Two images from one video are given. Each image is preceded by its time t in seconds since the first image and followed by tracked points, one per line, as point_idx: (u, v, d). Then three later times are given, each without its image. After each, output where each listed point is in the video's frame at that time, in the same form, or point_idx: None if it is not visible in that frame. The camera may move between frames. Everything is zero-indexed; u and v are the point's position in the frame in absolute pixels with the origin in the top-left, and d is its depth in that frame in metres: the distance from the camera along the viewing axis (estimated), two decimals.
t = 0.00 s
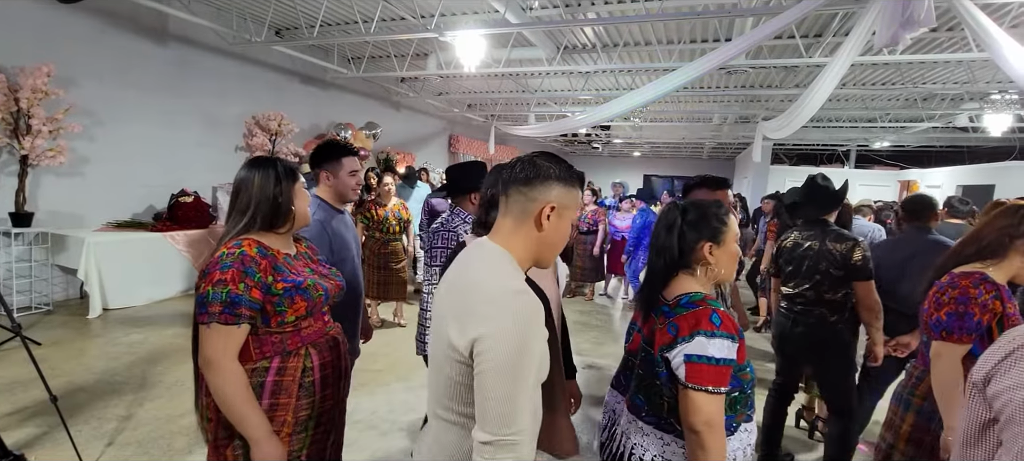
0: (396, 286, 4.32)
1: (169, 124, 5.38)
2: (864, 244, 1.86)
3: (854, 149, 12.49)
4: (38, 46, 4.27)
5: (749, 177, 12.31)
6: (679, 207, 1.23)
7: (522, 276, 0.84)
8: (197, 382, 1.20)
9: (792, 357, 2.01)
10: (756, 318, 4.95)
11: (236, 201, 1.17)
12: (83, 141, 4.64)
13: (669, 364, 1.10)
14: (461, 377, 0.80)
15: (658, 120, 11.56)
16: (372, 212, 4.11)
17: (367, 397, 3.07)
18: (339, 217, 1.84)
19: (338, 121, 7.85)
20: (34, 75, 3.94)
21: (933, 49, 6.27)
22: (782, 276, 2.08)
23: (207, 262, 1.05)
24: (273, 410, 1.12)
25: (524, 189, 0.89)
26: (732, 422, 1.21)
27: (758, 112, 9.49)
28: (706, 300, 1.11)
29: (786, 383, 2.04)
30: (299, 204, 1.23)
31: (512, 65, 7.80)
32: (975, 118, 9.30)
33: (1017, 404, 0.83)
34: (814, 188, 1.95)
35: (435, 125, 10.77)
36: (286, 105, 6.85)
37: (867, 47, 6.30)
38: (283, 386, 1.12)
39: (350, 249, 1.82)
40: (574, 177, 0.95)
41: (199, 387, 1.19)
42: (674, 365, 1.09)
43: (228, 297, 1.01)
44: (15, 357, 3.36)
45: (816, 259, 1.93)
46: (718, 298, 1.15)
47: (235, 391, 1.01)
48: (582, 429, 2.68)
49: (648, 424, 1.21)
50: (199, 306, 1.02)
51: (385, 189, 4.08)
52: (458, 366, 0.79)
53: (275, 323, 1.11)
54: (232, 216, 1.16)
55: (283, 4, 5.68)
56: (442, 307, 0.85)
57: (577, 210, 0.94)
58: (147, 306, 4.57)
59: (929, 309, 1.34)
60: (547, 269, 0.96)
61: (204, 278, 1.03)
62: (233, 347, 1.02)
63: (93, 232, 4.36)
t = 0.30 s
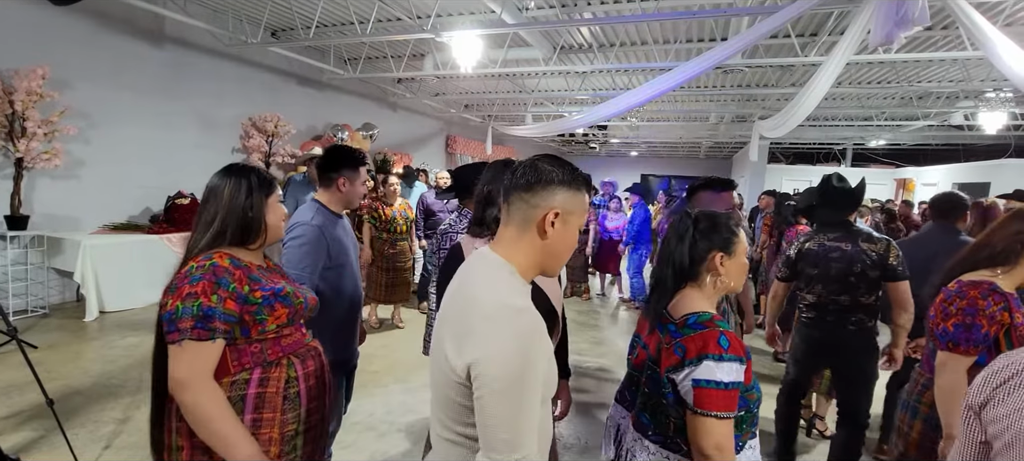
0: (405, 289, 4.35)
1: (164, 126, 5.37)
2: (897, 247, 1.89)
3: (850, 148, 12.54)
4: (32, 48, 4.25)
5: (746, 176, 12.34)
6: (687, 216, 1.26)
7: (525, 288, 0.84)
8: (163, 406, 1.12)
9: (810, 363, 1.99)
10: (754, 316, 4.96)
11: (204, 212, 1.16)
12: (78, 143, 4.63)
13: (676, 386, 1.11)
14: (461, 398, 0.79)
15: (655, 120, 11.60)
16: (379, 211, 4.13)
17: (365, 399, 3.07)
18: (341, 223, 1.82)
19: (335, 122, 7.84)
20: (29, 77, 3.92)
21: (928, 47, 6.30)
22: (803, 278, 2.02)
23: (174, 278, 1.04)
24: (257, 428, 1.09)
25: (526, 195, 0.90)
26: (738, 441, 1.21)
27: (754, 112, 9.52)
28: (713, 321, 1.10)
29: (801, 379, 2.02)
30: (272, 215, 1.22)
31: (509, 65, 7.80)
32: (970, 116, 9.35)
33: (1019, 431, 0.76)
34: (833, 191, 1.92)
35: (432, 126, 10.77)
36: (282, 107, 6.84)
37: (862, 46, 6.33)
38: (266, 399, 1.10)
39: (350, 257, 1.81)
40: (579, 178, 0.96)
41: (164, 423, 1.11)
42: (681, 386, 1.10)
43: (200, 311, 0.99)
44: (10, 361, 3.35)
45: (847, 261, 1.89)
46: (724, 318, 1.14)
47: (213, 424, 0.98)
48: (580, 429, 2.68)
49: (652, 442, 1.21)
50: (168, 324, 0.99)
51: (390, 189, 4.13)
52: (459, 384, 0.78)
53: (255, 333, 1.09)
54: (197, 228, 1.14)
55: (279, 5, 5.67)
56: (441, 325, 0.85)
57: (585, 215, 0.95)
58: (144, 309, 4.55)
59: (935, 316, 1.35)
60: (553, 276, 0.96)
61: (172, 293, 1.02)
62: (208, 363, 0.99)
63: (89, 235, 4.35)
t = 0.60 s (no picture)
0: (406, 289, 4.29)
1: (161, 127, 5.36)
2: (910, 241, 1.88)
3: (847, 147, 12.60)
4: (28, 50, 4.24)
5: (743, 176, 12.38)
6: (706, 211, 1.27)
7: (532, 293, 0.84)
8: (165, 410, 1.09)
9: (820, 360, 1.99)
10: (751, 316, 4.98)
11: (195, 207, 1.14)
12: (74, 144, 4.62)
13: (699, 379, 1.10)
14: (470, 404, 0.79)
15: (652, 120, 11.63)
16: (383, 212, 4.16)
17: (363, 399, 3.07)
18: (328, 226, 1.82)
19: (333, 123, 7.84)
20: (25, 79, 3.91)
21: (923, 47, 6.33)
22: (814, 274, 1.99)
23: (187, 263, 1.01)
24: (264, 425, 1.09)
25: (531, 199, 0.90)
26: (759, 431, 1.22)
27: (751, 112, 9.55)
28: (733, 314, 1.11)
29: (807, 382, 2.02)
30: (267, 202, 1.21)
31: (506, 66, 7.81)
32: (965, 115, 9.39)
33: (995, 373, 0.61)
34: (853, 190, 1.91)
35: (430, 126, 10.78)
36: (279, 108, 6.84)
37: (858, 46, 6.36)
38: (271, 399, 1.10)
39: (338, 260, 1.80)
40: (583, 180, 0.96)
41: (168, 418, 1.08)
42: (703, 380, 1.09)
43: (217, 299, 0.97)
44: (6, 363, 3.34)
45: (865, 257, 1.87)
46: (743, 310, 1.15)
47: (228, 415, 0.95)
48: (579, 428, 2.69)
49: (676, 435, 1.22)
50: (181, 310, 0.96)
51: (392, 191, 4.12)
52: (470, 395, 0.78)
53: (264, 328, 1.08)
54: (192, 221, 1.13)
55: (276, 6, 5.67)
56: (447, 333, 0.84)
57: (589, 216, 0.95)
58: (141, 311, 4.55)
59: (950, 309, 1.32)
60: (562, 278, 0.97)
61: (185, 279, 0.99)
62: (219, 354, 0.97)
63: (85, 237, 4.35)
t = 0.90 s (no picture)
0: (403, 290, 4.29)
1: (156, 128, 5.34)
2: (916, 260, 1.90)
3: (842, 146, 12.65)
4: (22, 52, 4.22)
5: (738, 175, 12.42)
6: (719, 218, 1.27)
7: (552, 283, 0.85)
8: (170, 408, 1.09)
9: (818, 361, 2.02)
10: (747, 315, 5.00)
11: (208, 223, 1.14)
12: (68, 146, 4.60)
13: (710, 380, 1.12)
14: (489, 386, 0.81)
15: (648, 120, 11.65)
16: (380, 214, 4.15)
17: (361, 400, 3.07)
18: (317, 228, 1.82)
19: (329, 124, 7.83)
20: (19, 81, 3.89)
21: (917, 47, 6.37)
22: (820, 277, 2.02)
23: (200, 289, 1.02)
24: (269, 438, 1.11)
25: (552, 195, 0.91)
26: (774, 431, 1.24)
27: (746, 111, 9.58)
28: (744, 317, 1.13)
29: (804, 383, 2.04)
30: (280, 217, 1.23)
31: (502, 66, 7.82)
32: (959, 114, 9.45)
33: (923, 365, 0.97)
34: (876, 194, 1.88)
35: (426, 127, 10.77)
36: (275, 109, 6.83)
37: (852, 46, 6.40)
38: (275, 413, 1.10)
39: (326, 263, 1.80)
40: (602, 180, 0.96)
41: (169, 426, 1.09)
42: (715, 381, 1.11)
43: (241, 328, 1.00)
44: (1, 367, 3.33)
45: (871, 265, 1.90)
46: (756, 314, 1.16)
47: (237, 427, 0.97)
48: (576, 428, 2.69)
49: (691, 434, 1.23)
50: (206, 343, 0.97)
51: (389, 193, 4.09)
52: (490, 378, 0.81)
53: (274, 349, 1.09)
54: (205, 232, 1.13)
55: (272, 7, 5.66)
56: (468, 321, 0.87)
57: (608, 214, 0.96)
58: (137, 313, 4.53)
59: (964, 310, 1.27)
60: (577, 272, 0.98)
61: (204, 306, 1.00)
62: (241, 377, 1.00)
63: (81, 240, 4.33)
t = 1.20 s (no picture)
0: (390, 292, 4.29)
1: (148, 132, 5.31)
2: (904, 253, 1.89)
3: (835, 143, 12.71)
4: (12, 56, 4.20)
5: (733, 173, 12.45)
6: (728, 213, 1.23)
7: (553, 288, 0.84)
8: (212, 400, 1.10)
9: (809, 359, 2.02)
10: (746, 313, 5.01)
11: (236, 224, 1.13)
12: (60, 151, 4.57)
13: (728, 375, 1.10)
14: (501, 391, 0.80)
15: (643, 118, 11.66)
16: (368, 214, 4.16)
17: (357, 403, 3.06)
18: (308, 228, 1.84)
19: (323, 126, 7.80)
20: (9, 85, 3.86)
21: (908, 43, 6.40)
22: (805, 266, 2.05)
23: (235, 279, 1.02)
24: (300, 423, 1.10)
25: (549, 201, 0.90)
26: (790, 422, 1.23)
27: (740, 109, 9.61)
28: (761, 310, 1.11)
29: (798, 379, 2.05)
30: (303, 213, 1.21)
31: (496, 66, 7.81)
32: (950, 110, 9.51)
33: (923, 336, 0.97)
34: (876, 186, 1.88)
35: (421, 128, 10.75)
36: (268, 111, 6.80)
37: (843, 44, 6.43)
38: (306, 401, 1.10)
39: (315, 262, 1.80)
40: (600, 185, 0.95)
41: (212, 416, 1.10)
42: (733, 376, 1.09)
43: (271, 316, 1.00)
44: None
45: (852, 256, 1.92)
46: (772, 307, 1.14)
47: (274, 410, 0.98)
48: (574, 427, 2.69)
49: (708, 429, 1.22)
50: (238, 328, 0.98)
51: (380, 195, 4.08)
52: (499, 383, 0.80)
53: (302, 339, 1.08)
54: (234, 231, 1.12)
55: (264, 9, 5.63)
56: (473, 323, 0.86)
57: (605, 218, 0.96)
58: (131, 318, 4.50)
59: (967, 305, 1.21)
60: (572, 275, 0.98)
61: (237, 297, 1.00)
62: (275, 364, 0.99)
63: (73, 245, 4.30)
